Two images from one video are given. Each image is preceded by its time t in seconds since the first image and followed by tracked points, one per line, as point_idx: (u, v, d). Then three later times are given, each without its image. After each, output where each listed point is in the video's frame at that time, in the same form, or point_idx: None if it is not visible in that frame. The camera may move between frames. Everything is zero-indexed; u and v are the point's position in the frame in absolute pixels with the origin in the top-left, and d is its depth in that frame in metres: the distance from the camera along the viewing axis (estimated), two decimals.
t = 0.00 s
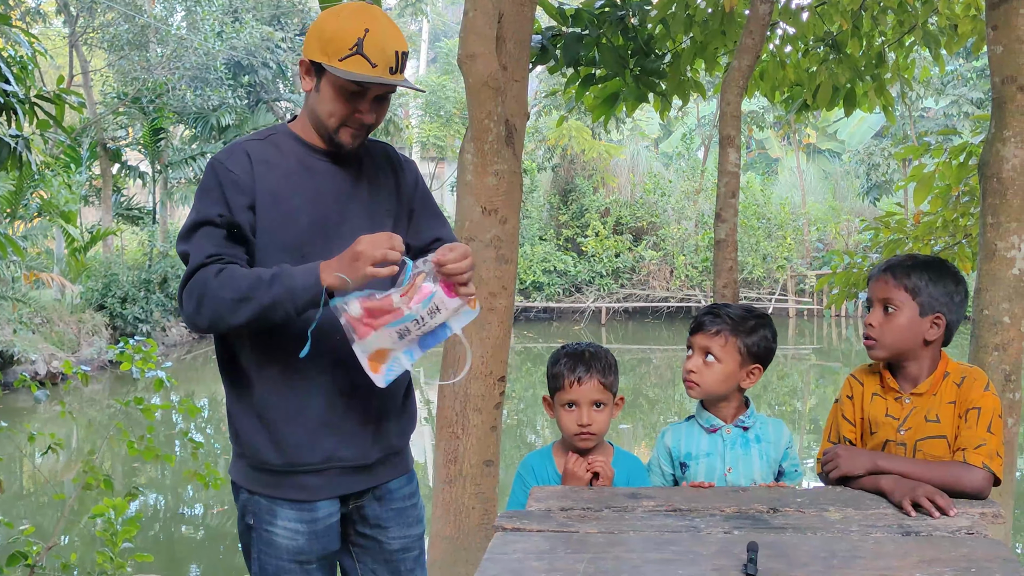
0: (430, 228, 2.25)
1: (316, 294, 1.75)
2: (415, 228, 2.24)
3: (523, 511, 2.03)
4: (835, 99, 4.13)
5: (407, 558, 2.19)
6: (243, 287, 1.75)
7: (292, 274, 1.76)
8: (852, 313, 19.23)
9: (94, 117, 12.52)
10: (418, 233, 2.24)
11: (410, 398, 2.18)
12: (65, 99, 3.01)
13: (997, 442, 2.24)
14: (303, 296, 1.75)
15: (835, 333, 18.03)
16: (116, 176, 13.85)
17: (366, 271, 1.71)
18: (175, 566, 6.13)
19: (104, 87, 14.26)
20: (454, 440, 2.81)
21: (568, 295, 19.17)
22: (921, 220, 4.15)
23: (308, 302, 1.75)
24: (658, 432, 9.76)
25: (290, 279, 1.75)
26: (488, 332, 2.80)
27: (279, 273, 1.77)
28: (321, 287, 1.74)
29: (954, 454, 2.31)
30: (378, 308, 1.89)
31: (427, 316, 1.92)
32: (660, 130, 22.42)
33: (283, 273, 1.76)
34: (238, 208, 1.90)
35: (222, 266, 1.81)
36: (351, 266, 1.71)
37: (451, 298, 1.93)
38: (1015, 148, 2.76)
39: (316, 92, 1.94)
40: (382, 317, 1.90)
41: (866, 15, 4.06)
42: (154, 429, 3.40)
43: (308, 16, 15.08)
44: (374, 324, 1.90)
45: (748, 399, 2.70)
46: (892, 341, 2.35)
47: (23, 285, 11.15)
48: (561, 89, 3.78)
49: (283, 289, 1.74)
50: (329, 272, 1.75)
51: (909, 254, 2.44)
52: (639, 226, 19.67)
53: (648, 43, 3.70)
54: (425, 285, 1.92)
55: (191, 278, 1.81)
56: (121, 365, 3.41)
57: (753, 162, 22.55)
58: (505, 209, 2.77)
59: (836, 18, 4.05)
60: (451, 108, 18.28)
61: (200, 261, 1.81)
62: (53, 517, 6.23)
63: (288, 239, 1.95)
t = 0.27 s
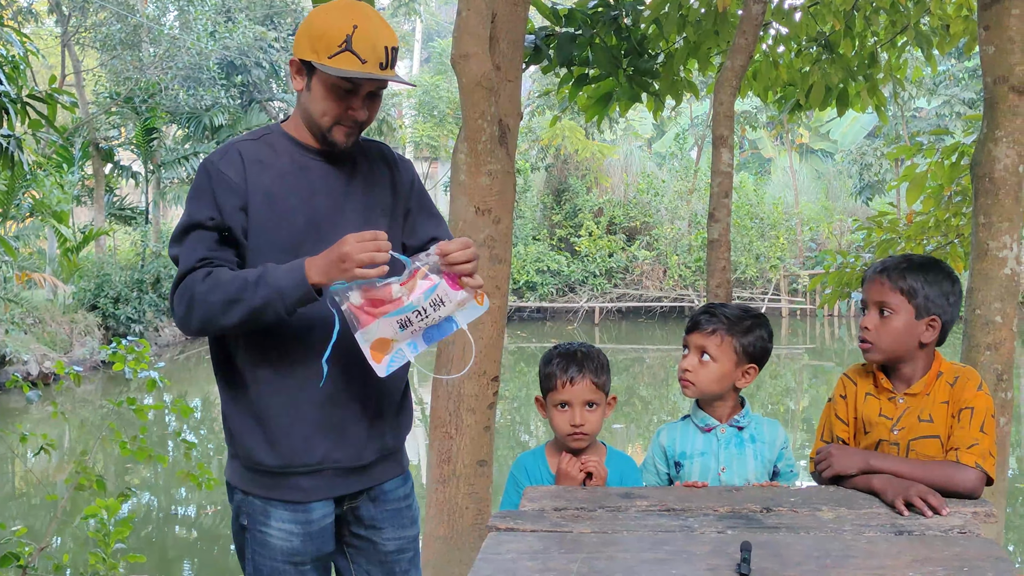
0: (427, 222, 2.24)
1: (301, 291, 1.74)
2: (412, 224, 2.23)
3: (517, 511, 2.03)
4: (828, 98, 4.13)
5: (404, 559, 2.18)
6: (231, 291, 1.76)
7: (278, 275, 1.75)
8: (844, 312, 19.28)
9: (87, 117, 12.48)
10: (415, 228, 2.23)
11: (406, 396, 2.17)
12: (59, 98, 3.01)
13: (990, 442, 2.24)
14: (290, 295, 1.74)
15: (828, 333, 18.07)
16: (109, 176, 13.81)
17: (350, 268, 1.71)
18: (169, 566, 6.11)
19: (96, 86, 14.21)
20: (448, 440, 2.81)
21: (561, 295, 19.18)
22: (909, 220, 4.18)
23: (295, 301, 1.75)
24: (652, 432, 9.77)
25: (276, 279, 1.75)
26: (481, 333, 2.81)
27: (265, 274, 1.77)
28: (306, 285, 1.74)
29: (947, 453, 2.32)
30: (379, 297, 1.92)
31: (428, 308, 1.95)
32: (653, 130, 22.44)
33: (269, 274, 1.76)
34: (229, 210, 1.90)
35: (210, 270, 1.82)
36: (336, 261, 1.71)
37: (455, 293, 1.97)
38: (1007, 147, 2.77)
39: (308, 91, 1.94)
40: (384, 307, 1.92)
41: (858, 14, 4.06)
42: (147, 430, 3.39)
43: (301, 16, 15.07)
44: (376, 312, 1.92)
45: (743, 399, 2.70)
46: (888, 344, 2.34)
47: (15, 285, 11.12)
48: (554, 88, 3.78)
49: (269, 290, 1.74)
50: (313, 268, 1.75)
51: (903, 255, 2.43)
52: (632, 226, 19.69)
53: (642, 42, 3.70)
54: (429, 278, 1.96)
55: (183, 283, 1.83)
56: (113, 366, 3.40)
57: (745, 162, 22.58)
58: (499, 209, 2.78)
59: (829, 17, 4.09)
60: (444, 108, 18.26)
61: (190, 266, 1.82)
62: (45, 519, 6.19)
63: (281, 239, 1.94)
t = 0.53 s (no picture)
0: (420, 225, 2.23)
1: (288, 286, 1.75)
2: (405, 226, 2.22)
3: (509, 512, 2.03)
4: (820, 98, 4.13)
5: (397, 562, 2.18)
6: (214, 290, 1.76)
7: (264, 272, 1.75)
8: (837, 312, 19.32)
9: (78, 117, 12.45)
10: (408, 231, 2.22)
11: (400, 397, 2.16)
12: (51, 98, 3.00)
13: (982, 441, 2.24)
14: (276, 292, 1.74)
15: (820, 332, 18.10)
16: (101, 176, 13.78)
17: (330, 260, 1.71)
18: (161, 566, 6.11)
19: (88, 86, 14.17)
20: (441, 439, 2.81)
21: (554, 295, 19.18)
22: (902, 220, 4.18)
23: (282, 298, 1.75)
24: (644, 431, 9.78)
25: (262, 277, 1.75)
26: (475, 333, 2.80)
27: (250, 271, 1.77)
28: (291, 280, 1.75)
29: (939, 453, 2.32)
30: (367, 292, 1.92)
31: (414, 310, 1.94)
32: (646, 129, 22.44)
33: (254, 271, 1.76)
34: (216, 211, 1.89)
35: (194, 269, 1.82)
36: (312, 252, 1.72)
37: (443, 300, 1.96)
38: (998, 147, 2.78)
39: (296, 91, 1.94)
40: (371, 303, 1.92)
41: (850, 15, 4.06)
42: (139, 430, 3.39)
43: (292, 15, 15.04)
44: (363, 307, 1.92)
45: (738, 398, 2.70)
46: (881, 346, 2.34)
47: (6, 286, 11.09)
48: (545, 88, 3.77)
49: (255, 288, 1.75)
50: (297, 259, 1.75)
51: (895, 256, 2.43)
52: (625, 226, 19.69)
53: (635, 43, 3.72)
54: (419, 281, 1.94)
55: (167, 282, 1.83)
56: (105, 366, 3.39)
57: (738, 162, 22.60)
58: (491, 209, 2.77)
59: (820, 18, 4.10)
60: (437, 108, 18.24)
61: (174, 266, 1.82)
62: (36, 520, 6.18)
63: (269, 239, 1.94)
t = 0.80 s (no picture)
0: (414, 229, 2.23)
1: (259, 283, 1.72)
2: (399, 229, 2.21)
3: (503, 512, 2.02)
4: (813, 98, 4.13)
5: (391, 563, 2.17)
6: (194, 286, 1.75)
7: (238, 268, 1.73)
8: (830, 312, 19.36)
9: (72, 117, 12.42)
10: (402, 233, 2.21)
11: (393, 398, 2.16)
12: (44, 98, 2.99)
13: (975, 441, 2.24)
14: (248, 289, 1.73)
15: (814, 332, 18.12)
16: (94, 176, 13.76)
17: (302, 265, 1.69)
18: (154, 567, 6.11)
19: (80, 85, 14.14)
20: (435, 439, 2.81)
21: (548, 295, 19.18)
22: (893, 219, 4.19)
23: (254, 294, 1.73)
24: (638, 432, 9.79)
25: (236, 272, 1.73)
26: (469, 332, 2.80)
27: (225, 268, 1.75)
28: (262, 276, 1.72)
29: (932, 452, 2.32)
30: (371, 292, 1.90)
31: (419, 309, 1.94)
32: (640, 129, 22.45)
33: (229, 268, 1.75)
34: (204, 209, 1.89)
35: (176, 267, 1.81)
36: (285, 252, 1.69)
37: (447, 299, 1.97)
38: (991, 147, 2.79)
39: (290, 92, 1.94)
40: (376, 303, 1.90)
41: (844, 15, 4.07)
42: (133, 431, 3.38)
43: (286, 15, 15.02)
44: (368, 308, 1.90)
45: (733, 398, 2.70)
46: (877, 347, 2.33)
47: None
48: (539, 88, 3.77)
49: (228, 285, 1.73)
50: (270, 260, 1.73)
51: (891, 255, 2.42)
52: (619, 226, 19.70)
53: (629, 42, 3.71)
54: (423, 279, 1.96)
55: (152, 280, 1.82)
56: (98, 366, 3.39)
57: (731, 162, 22.63)
58: (485, 209, 2.77)
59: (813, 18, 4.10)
60: (430, 108, 18.22)
61: (158, 264, 1.82)
62: (29, 521, 6.17)
63: (257, 238, 1.93)
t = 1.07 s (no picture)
0: (411, 231, 2.22)
1: (241, 285, 1.71)
2: (395, 231, 2.21)
3: (498, 512, 2.02)
4: (807, 99, 4.14)
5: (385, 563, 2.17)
6: (182, 290, 1.75)
7: (223, 271, 1.72)
8: (826, 312, 19.38)
9: (66, 117, 12.40)
10: (399, 235, 2.21)
11: (387, 398, 2.16)
12: (39, 98, 2.98)
13: (970, 441, 2.24)
14: (232, 292, 1.71)
15: (810, 331, 18.14)
16: (89, 176, 13.73)
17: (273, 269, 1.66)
18: (149, 567, 6.11)
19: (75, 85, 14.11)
20: (430, 439, 2.81)
21: (543, 294, 19.18)
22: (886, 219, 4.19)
23: (237, 296, 1.71)
24: (633, 431, 9.79)
25: (221, 275, 1.72)
26: (463, 333, 2.80)
27: (212, 270, 1.74)
28: (243, 277, 1.70)
29: (928, 452, 2.33)
30: (376, 278, 1.87)
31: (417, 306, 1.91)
32: (635, 129, 22.44)
33: (215, 271, 1.74)
34: (199, 212, 1.88)
35: (168, 270, 1.81)
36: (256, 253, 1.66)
37: (445, 302, 1.94)
38: (986, 147, 2.80)
39: (286, 93, 1.94)
40: (377, 290, 1.87)
41: (839, 16, 4.07)
42: (127, 430, 3.37)
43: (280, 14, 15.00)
44: (369, 293, 1.87)
45: (729, 398, 2.70)
46: (875, 349, 2.33)
47: None
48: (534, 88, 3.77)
49: (213, 287, 1.72)
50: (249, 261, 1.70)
51: (890, 257, 2.41)
52: (614, 226, 19.71)
53: (624, 43, 3.73)
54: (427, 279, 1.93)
55: (145, 283, 1.83)
56: (93, 365, 3.39)
57: (727, 162, 22.64)
58: (480, 209, 2.77)
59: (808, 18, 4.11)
60: (426, 108, 18.22)
61: (152, 268, 1.82)
62: (23, 521, 6.16)
63: (253, 240, 1.93)
